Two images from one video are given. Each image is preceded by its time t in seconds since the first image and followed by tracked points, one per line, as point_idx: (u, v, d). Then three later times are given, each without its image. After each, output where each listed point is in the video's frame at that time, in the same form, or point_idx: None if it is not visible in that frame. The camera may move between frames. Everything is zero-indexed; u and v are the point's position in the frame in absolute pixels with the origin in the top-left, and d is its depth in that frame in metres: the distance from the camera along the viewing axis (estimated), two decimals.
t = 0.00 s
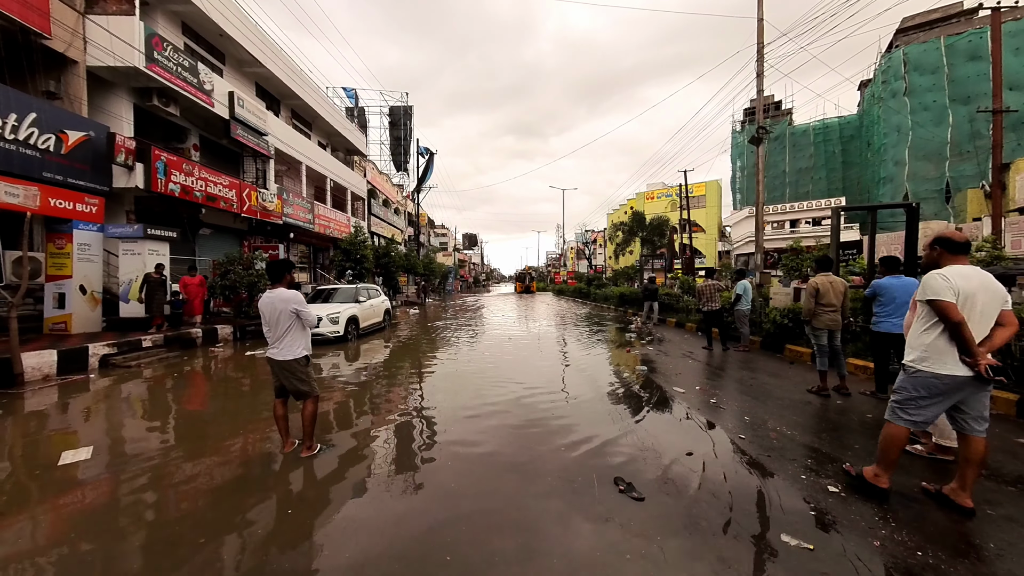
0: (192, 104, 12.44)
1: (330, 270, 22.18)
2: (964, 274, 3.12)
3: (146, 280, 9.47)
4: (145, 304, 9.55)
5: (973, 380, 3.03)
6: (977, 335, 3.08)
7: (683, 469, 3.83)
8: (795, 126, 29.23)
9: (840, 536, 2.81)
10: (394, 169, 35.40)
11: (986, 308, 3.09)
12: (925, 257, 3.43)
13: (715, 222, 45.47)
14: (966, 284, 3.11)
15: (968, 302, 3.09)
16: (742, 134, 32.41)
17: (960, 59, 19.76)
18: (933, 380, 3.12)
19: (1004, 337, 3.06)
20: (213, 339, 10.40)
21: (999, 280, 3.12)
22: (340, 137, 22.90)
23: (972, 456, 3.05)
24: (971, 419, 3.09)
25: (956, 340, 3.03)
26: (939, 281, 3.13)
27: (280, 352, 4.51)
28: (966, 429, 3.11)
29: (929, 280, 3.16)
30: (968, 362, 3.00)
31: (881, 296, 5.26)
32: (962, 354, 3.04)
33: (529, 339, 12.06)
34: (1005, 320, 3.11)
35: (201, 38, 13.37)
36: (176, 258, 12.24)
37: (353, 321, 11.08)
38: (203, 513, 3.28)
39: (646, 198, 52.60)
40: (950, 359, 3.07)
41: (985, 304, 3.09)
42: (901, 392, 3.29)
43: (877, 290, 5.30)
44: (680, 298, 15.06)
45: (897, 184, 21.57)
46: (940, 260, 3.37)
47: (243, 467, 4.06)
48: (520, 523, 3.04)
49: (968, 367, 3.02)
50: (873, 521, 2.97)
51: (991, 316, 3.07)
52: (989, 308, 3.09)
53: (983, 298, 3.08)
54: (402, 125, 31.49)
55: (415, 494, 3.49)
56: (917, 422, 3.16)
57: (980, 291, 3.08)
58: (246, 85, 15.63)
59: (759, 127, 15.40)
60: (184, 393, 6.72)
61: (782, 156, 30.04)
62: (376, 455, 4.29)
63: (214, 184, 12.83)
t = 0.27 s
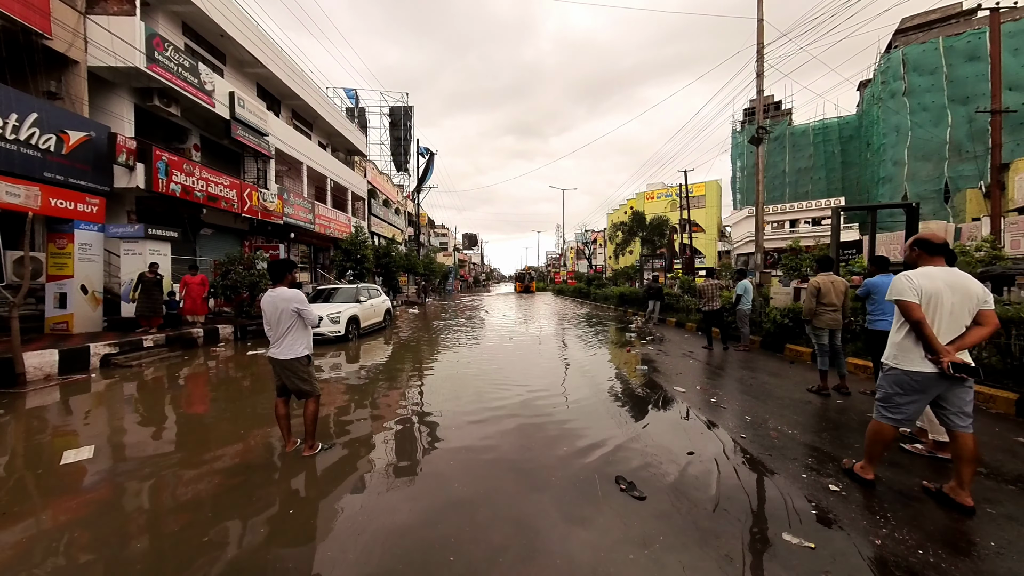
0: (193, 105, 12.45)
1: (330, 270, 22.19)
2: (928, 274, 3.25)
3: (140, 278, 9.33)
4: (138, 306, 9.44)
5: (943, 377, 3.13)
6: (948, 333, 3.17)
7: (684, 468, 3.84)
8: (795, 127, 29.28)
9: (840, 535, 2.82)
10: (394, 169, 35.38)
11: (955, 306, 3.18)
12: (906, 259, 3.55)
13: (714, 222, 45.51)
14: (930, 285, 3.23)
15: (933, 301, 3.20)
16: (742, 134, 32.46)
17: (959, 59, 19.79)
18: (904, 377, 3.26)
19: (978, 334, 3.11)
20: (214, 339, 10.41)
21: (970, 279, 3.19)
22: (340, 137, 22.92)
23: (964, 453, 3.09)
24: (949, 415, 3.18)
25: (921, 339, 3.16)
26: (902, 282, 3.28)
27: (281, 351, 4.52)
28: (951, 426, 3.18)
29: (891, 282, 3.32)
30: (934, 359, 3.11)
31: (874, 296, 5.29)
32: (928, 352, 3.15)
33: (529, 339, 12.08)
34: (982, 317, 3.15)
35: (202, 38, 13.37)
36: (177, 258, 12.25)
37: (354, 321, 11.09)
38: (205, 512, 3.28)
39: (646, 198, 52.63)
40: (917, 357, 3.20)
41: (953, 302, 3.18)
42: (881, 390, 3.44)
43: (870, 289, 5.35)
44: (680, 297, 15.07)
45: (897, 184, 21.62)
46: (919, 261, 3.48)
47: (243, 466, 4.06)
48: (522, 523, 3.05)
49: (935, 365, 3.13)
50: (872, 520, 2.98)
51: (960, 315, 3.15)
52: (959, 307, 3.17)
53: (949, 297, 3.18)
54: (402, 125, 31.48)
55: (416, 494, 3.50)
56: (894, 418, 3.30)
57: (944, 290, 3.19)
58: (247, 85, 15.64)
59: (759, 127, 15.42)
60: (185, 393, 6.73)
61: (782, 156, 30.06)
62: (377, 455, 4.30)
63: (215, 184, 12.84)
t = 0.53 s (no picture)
0: (193, 105, 12.46)
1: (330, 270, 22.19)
2: (890, 278, 3.43)
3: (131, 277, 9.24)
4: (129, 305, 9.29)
5: (910, 374, 3.30)
6: (915, 332, 3.33)
7: (684, 468, 3.85)
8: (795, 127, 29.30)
9: (840, 535, 2.82)
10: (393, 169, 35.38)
11: (921, 306, 3.33)
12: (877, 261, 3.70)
13: (714, 222, 45.53)
14: (893, 287, 3.41)
15: (897, 303, 3.38)
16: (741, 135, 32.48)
17: (958, 59, 19.81)
18: (874, 375, 3.44)
19: (944, 332, 3.27)
20: (215, 339, 10.42)
21: (934, 279, 3.33)
22: (340, 137, 22.93)
23: (945, 447, 3.19)
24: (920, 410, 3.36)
25: (887, 339, 3.35)
26: (866, 287, 3.48)
27: (281, 350, 4.52)
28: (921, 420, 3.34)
29: (857, 287, 3.52)
30: (900, 357, 3.29)
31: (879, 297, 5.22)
32: (895, 351, 3.34)
33: (529, 339, 12.10)
34: (950, 314, 3.29)
35: (202, 38, 13.38)
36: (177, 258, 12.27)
37: (354, 320, 11.11)
38: (205, 512, 3.28)
39: (646, 198, 52.64)
40: (886, 355, 3.38)
41: (918, 303, 3.34)
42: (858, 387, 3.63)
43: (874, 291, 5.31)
44: (680, 297, 15.07)
45: (896, 184, 21.63)
46: (889, 263, 3.63)
47: (245, 466, 4.07)
48: (522, 522, 3.06)
49: (902, 362, 3.31)
50: (872, 519, 2.99)
51: (925, 315, 3.30)
52: (925, 307, 3.32)
53: (912, 298, 3.34)
54: (402, 125, 31.47)
55: (416, 493, 3.51)
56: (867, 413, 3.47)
57: (907, 292, 3.36)
58: (247, 86, 15.65)
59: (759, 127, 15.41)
60: (185, 392, 6.73)
61: (782, 156, 30.06)
62: (377, 454, 4.31)
63: (215, 184, 12.85)
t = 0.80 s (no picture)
0: (193, 105, 12.46)
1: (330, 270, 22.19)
2: (860, 278, 3.50)
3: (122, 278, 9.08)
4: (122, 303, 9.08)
5: (888, 370, 3.36)
6: (892, 328, 3.37)
7: (684, 468, 3.85)
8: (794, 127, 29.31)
9: (840, 535, 2.82)
10: (393, 169, 35.37)
11: (894, 303, 3.37)
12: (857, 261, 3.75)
13: (714, 222, 45.52)
14: (863, 288, 3.48)
15: (868, 302, 3.45)
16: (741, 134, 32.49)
17: (958, 59, 19.81)
18: (856, 371, 3.49)
19: (923, 328, 3.28)
20: (214, 339, 10.42)
21: (907, 277, 3.36)
22: (340, 137, 22.93)
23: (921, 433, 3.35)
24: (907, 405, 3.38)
25: (861, 338, 3.43)
26: (837, 289, 3.59)
27: (280, 350, 4.51)
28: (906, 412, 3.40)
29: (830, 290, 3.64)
30: (877, 355, 3.36)
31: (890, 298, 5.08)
32: (872, 349, 3.40)
33: (529, 339, 12.10)
34: (929, 310, 3.30)
35: (202, 38, 13.37)
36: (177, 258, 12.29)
37: (353, 320, 11.10)
38: (204, 512, 3.28)
39: (646, 198, 52.63)
40: (864, 353, 3.45)
41: (891, 300, 3.38)
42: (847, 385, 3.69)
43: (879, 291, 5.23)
44: (680, 297, 15.07)
45: (896, 184, 21.63)
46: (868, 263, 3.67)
47: (244, 466, 4.06)
48: (521, 522, 3.05)
49: (879, 359, 3.37)
50: (871, 518, 3.00)
51: (897, 312, 3.34)
52: (899, 303, 3.36)
53: (884, 297, 3.40)
54: (402, 125, 31.47)
55: (415, 493, 3.51)
56: (857, 410, 3.49)
57: (877, 290, 3.42)
58: (247, 85, 15.65)
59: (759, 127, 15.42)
60: (184, 392, 6.73)
61: (782, 156, 30.07)
62: (377, 454, 4.31)
63: (215, 184, 12.84)
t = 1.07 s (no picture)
0: (193, 105, 12.46)
1: (330, 269, 22.19)
2: (854, 276, 3.53)
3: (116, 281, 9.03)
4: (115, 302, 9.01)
5: (879, 369, 3.38)
6: (884, 327, 3.38)
7: (682, 467, 3.87)
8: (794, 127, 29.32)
9: (839, 534, 2.83)
10: (393, 169, 35.41)
11: (886, 303, 3.38)
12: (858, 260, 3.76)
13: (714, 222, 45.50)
14: (856, 286, 3.51)
15: (861, 300, 3.48)
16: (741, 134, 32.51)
17: (958, 59, 19.83)
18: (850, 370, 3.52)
19: (914, 328, 3.27)
20: (214, 338, 10.43)
21: (900, 276, 3.36)
22: (340, 137, 22.93)
23: (913, 437, 3.34)
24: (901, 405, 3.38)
25: (852, 337, 3.47)
26: (831, 288, 3.64)
27: (279, 350, 4.52)
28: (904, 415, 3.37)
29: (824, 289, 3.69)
30: (866, 353, 3.40)
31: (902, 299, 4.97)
32: (864, 348, 3.43)
33: (528, 339, 12.10)
34: (923, 310, 3.28)
35: (201, 38, 13.37)
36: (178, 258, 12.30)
37: (353, 320, 11.11)
38: (204, 511, 3.29)
39: (646, 198, 52.62)
40: (856, 351, 3.47)
41: (883, 299, 3.40)
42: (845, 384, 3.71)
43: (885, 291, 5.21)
44: (680, 297, 15.08)
45: (896, 184, 21.63)
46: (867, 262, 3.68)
47: (244, 466, 4.06)
48: (520, 521, 3.06)
49: (870, 357, 3.39)
50: (870, 518, 3.00)
51: (889, 312, 3.36)
52: (891, 302, 3.37)
53: (876, 296, 3.42)
54: (402, 125, 31.46)
55: (414, 492, 3.52)
56: (854, 408, 3.49)
57: (870, 289, 3.45)
58: (246, 85, 15.65)
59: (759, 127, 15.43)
60: (184, 392, 6.73)
61: (782, 156, 30.08)
62: (376, 454, 4.31)
63: (215, 184, 12.85)
